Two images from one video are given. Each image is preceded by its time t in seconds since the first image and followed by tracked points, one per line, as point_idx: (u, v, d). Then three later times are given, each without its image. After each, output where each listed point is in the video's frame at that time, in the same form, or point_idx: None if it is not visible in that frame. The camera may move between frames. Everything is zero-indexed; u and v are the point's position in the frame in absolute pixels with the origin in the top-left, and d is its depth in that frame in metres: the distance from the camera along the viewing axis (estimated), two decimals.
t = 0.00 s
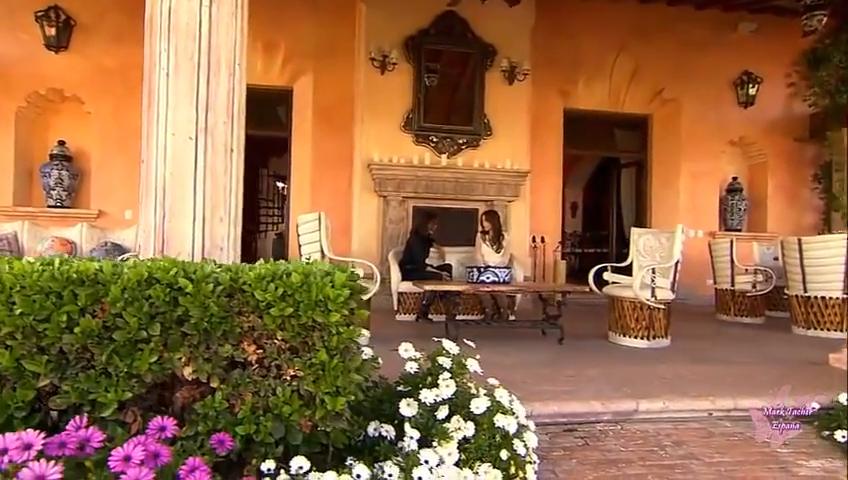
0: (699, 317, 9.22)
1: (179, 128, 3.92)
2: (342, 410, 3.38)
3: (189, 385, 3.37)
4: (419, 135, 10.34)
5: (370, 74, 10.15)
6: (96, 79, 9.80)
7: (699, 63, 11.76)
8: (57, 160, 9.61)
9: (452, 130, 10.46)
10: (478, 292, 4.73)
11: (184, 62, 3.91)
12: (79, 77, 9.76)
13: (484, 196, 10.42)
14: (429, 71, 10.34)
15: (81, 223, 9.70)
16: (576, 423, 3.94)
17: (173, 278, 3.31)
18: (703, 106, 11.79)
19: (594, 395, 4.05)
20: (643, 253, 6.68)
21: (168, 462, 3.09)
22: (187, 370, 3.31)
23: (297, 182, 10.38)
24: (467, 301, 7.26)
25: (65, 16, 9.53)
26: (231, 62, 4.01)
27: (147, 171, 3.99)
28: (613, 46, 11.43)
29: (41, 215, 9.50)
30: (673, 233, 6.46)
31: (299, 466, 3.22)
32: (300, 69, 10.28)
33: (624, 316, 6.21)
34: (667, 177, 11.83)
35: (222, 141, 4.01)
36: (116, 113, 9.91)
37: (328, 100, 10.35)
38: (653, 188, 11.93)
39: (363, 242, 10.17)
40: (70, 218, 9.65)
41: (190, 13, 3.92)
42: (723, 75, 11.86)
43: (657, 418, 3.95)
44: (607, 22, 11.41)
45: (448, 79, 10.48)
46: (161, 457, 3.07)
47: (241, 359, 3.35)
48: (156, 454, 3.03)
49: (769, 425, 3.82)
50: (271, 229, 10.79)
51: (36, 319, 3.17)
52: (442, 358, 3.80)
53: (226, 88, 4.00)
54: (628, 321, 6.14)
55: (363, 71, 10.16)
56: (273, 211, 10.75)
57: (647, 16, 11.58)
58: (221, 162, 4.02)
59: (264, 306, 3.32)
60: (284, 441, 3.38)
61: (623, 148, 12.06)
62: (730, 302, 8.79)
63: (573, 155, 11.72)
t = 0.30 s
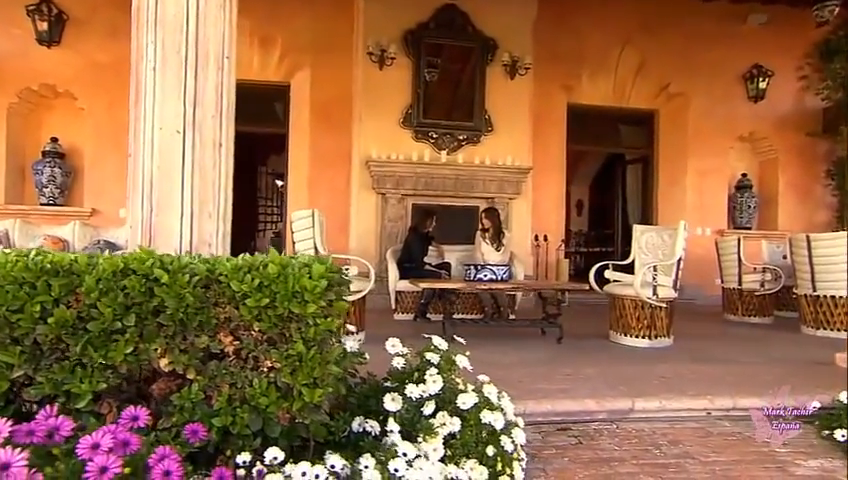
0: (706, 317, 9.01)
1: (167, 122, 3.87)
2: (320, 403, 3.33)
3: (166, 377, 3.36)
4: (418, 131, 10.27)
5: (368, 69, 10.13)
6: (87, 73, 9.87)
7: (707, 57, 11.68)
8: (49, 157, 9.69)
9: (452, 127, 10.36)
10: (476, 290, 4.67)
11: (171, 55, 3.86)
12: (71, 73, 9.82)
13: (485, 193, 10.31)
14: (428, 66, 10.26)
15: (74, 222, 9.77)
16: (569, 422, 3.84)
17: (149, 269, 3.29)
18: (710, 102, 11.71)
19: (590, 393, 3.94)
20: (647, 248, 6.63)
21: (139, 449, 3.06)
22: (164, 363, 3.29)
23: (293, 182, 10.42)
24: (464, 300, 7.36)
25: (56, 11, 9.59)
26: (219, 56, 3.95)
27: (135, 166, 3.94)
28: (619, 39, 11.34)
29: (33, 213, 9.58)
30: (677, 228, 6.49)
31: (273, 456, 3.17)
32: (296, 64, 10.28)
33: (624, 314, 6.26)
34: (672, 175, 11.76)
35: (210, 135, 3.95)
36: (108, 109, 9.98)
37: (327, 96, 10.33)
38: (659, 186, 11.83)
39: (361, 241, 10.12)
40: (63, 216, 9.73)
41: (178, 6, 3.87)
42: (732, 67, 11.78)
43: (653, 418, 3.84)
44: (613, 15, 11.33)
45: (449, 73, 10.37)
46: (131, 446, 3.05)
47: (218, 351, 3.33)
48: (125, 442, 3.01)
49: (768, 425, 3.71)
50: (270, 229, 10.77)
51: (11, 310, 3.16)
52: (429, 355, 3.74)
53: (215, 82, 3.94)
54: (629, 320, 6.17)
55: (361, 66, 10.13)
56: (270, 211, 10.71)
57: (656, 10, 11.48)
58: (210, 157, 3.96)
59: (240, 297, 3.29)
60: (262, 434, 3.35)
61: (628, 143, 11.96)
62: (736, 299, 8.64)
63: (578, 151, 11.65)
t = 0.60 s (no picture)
0: (712, 318, 8.80)
1: (154, 116, 3.81)
2: (298, 395, 3.29)
3: (141, 370, 3.31)
4: (417, 127, 9.83)
5: (365, 62, 9.70)
6: (79, 66, 9.39)
7: (718, 51, 11.29)
8: (41, 154, 9.26)
9: (452, 122, 9.93)
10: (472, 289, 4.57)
11: (158, 48, 3.81)
12: (64, 66, 9.33)
13: (486, 190, 9.90)
14: (428, 60, 9.81)
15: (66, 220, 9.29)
16: (563, 422, 3.73)
17: (124, 260, 3.24)
18: (719, 98, 11.34)
19: (584, 392, 3.83)
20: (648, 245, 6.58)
21: (107, 440, 3.05)
22: (141, 356, 3.26)
23: (290, 178, 10.08)
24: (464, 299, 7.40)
25: (48, 4, 9.09)
26: (207, 49, 3.90)
27: (121, 160, 3.89)
28: (625, 32, 10.96)
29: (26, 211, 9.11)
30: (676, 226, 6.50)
31: (248, 447, 3.15)
32: (291, 58, 9.93)
33: (625, 314, 6.32)
34: (680, 173, 11.39)
35: (198, 129, 3.89)
36: (102, 104, 9.52)
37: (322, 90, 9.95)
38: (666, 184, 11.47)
39: (360, 240, 9.71)
40: (55, 214, 9.23)
41: None
42: (743, 61, 11.36)
43: (649, 418, 3.73)
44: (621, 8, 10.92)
45: (450, 68, 9.96)
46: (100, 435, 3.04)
47: (194, 343, 3.28)
48: (94, 432, 3.00)
49: (768, 425, 3.65)
50: (269, 228, 10.58)
51: None
52: (415, 351, 3.67)
53: (203, 75, 3.89)
54: (630, 319, 6.30)
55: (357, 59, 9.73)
56: (269, 209, 10.44)
57: (666, 2, 11.03)
58: (198, 151, 3.91)
59: (216, 289, 3.25)
60: (239, 427, 3.32)
61: (634, 140, 11.61)
62: (744, 301, 8.45)
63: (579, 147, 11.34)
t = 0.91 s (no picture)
0: (720, 317, 8.65)
1: (140, 110, 3.75)
2: (275, 389, 3.23)
3: (117, 363, 3.25)
4: (417, 123, 9.84)
5: (364, 57, 9.72)
6: (71, 61, 9.31)
7: (725, 44, 11.07)
8: (32, 151, 9.13)
9: (452, 118, 9.93)
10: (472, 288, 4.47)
11: (144, 42, 3.75)
12: (57, 61, 9.26)
13: (486, 187, 9.88)
14: (428, 54, 9.83)
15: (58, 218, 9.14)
16: (557, 422, 3.63)
17: (99, 252, 3.18)
18: (729, 93, 11.14)
19: (579, 392, 3.73)
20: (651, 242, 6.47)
21: (78, 430, 3.01)
22: (116, 349, 3.21)
23: (288, 175, 9.96)
24: (463, 299, 7.48)
25: None
26: (195, 42, 3.83)
27: (107, 154, 3.82)
28: (631, 24, 10.79)
29: (16, 209, 8.97)
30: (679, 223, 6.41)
31: (220, 441, 3.09)
32: (290, 53, 9.81)
33: (627, 315, 6.24)
34: (688, 171, 11.18)
35: (186, 123, 3.83)
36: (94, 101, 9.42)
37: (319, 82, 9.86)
38: (672, 182, 11.26)
39: (358, 238, 9.71)
40: (47, 212, 9.07)
41: None
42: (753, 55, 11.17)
43: (645, 419, 3.64)
44: None
45: (451, 64, 9.98)
46: (70, 426, 2.99)
47: (170, 336, 3.23)
48: (63, 422, 2.95)
49: (768, 426, 3.56)
50: (266, 225, 10.40)
51: None
52: (401, 347, 3.61)
53: (190, 68, 3.82)
54: (631, 318, 6.24)
55: (355, 54, 9.72)
56: (268, 208, 10.28)
57: None
58: (186, 146, 3.84)
59: (192, 282, 3.20)
60: (217, 422, 3.26)
61: (640, 136, 11.39)
62: (752, 300, 8.27)
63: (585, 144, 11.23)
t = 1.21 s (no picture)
0: (733, 317, 8.47)
1: (123, 104, 3.66)
2: (250, 385, 3.15)
3: (89, 358, 3.20)
4: (415, 118, 9.32)
5: (361, 50, 9.20)
6: (59, 52, 8.74)
7: (743, 36, 10.45)
8: (21, 147, 8.58)
9: (452, 113, 9.42)
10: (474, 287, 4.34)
11: (127, 33, 3.67)
12: (42, 55, 8.69)
13: (487, 184, 9.37)
14: (429, 47, 9.31)
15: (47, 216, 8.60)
16: (550, 423, 3.56)
17: (71, 245, 3.11)
18: (747, 86, 10.47)
19: (572, 392, 3.65)
20: (656, 240, 6.39)
21: (44, 424, 2.95)
22: (88, 344, 3.14)
23: (283, 171, 9.34)
24: (460, 299, 7.32)
25: None
26: (180, 34, 3.74)
27: (89, 148, 3.71)
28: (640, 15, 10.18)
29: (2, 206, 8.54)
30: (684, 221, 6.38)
31: (191, 435, 3.01)
32: (281, 43, 9.18)
33: (629, 314, 6.09)
34: (699, 166, 10.48)
35: (170, 116, 3.73)
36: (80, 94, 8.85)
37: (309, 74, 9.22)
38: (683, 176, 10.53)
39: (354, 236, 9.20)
40: (36, 209, 8.55)
41: None
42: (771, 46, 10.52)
43: (640, 420, 3.58)
44: None
45: (452, 58, 9.46)
46: (35, 420, 2.93)
47: (143, 330, 3.16)
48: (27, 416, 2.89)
49: (768, 425, 3.54)
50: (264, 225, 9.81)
51: None
52: (386, 345, 3.52)
53: (175, 61, 3.73)
54: (633, 319, 6.06)
55: (351, 46, 9.19)
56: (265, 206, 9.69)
57: None
58: (171, 141, 3.73)
59: (164, 275, 3.11)
60: (191, 416, 3.20)
61: (649, 131, 10.72)
62: (762, 300, 8.05)
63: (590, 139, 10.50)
